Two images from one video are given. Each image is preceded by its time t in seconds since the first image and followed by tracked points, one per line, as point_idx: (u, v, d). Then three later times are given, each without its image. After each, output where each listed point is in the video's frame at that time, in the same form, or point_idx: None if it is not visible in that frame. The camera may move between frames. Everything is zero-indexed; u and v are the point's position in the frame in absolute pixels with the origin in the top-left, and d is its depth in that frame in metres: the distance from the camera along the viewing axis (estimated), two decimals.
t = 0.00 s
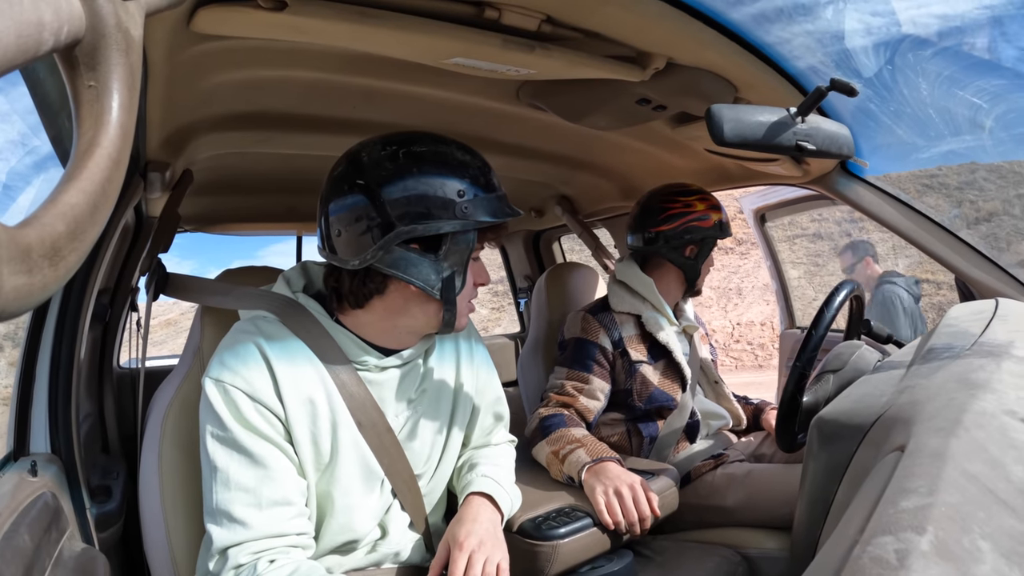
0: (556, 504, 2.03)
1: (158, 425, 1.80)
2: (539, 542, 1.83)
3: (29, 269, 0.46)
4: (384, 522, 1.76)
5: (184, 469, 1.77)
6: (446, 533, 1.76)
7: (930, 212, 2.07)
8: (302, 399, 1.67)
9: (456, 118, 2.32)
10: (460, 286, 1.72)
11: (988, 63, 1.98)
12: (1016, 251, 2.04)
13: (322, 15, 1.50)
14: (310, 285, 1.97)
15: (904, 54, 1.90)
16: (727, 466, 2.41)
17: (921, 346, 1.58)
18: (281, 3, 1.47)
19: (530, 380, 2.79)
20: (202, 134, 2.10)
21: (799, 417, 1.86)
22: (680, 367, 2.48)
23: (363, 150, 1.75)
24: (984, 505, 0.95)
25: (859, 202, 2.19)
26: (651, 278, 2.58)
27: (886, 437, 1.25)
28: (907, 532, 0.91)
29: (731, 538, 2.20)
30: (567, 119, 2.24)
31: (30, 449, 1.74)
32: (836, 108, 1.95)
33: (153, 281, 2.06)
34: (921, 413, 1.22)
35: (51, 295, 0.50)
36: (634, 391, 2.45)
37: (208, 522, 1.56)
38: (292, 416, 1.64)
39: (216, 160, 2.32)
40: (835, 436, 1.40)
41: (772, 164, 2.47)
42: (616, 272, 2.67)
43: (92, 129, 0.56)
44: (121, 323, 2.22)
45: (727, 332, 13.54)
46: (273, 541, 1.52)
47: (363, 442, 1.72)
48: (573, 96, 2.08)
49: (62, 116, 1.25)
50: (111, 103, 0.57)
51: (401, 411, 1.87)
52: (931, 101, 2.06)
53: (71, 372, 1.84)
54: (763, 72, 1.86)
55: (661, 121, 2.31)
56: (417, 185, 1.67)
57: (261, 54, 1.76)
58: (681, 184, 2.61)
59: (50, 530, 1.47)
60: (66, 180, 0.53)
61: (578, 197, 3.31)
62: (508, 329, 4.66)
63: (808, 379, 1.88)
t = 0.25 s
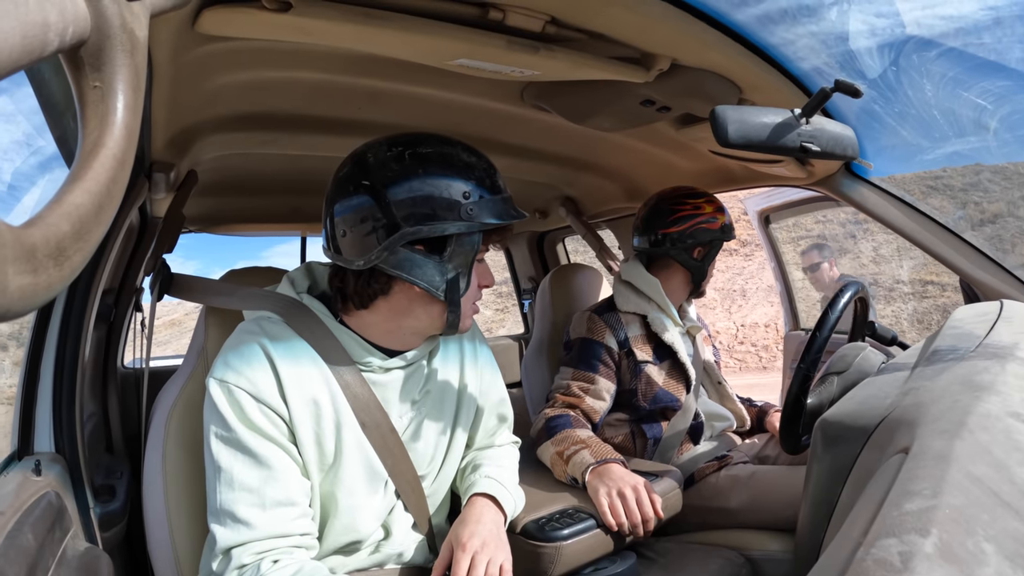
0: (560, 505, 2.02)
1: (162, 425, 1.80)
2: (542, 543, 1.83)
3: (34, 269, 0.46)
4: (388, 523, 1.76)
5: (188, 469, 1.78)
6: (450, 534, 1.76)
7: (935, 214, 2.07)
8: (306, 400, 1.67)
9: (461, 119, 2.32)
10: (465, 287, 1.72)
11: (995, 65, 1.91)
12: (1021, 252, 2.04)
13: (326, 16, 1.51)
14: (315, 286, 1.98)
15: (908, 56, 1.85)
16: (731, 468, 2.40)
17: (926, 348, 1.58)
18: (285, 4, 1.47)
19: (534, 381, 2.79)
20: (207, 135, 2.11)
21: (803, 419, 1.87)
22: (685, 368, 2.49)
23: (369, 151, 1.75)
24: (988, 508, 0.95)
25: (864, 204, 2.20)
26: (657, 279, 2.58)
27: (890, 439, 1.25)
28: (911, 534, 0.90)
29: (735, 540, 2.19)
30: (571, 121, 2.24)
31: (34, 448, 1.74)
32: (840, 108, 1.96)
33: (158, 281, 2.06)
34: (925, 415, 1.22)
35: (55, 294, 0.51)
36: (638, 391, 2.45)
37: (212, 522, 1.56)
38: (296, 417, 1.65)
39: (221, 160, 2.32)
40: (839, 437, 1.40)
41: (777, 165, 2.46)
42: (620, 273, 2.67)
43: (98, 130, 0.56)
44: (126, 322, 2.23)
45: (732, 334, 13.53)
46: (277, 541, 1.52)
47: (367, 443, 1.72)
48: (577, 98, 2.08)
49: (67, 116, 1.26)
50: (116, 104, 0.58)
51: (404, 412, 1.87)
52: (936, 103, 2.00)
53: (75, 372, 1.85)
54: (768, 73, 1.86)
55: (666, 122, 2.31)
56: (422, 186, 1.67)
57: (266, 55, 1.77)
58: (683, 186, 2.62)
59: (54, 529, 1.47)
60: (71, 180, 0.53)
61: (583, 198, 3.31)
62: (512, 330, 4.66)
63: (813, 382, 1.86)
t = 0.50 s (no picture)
0: (563, 506, 2.03)
1: (166, 425, 1.80)
2: (545, 544, 1.83)
3: (40, 269, 0.46)
4: (391, 524, 1.76)
5: (191, 468, 1.78)
6: (454, 533, 1.76)
7: (940, 215, 2.08)
8: (310, 401, 1.67)
9: (465, 120, 2.33)
10: (469, 289, 1.72)
11: (1000, 66, 1.90)
12: None
13: (331, 17, 1.51)
14: (319, 287, 1.98)
15: (913, 57, 1.84)
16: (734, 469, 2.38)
17: (930, 350, 1.57)
18: (290, 5, 1.48)
19: (537, 383, 2.79)
20: (211, 136, 2.11)
21: (807, 420, 1.83)
22: (689, 368, 2.48)
23: (374, 151, 1.75)
24: (992, 510, 0.95)
25: (869, 205, 2.20)
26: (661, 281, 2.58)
27: (894, 440, 1.24)
28: (915, 536, 0.90)
29: (738, 542, 2.19)
30: (575, 122, 2.24)
31: (38, 447, 1.75)
32: (845, 108, 1.96)
33: (162, 281, 2.07)
34: (929, 417, 1.21)
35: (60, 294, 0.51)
36: (643, 391, 2.45)
37: (215, 522, 1.57)
38: (299, 417, 1.65)
39: (225, 161, 2.33)
40: (843, 440, 1.39)
41: (781, 166, 2.46)
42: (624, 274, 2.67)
43: (103, 130, 0.57)
44: (128, 325, 2.24)
45: (736, 336, 13.51)
46: (280, 541, 1.52)
47: (370, 444, 1.72)
48: (581, 99, 2.08)
49: (73, 117, 1.26)
50: (120, 105, 0.58)
51: (408, 413, 1.87)
52: (940, 104, 2.00)
53: (80, 371, 1.85)
54: (772, 74, 1.86)
55: (670, 124, 2.31)
56: (427, 187, 1.67)
57: (271, 55, 1.77)
58: (688, 188, 2.62)
59: (57, 528, 1.47)
60: (77, 181, 0.53)
61: (587, 200, 3.31)
62: (516, 331, 4.66)
63: (817, 383, 1.86)
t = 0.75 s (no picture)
0: (566, 507, 2.03)
1: (169, 424, 1.81)
2: (549, 545, 1.84)
3: (43, 269, 0.47)
4: (394, 524, 1.76)
5: (194, 468, 1.78)
6: (456, 535, 1.76)
7: (944, 216, 2.06)
8: (313, 402, 1.67)
9: (469, 121, 2.33)
10: (473, 290, 1.72)
11: (1003, 66, 1.90)
12: None
13: (335, 17, 1.51)
14: (323, 287, 1.99)
15: (916, 57, 1.84)
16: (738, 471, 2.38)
17: (934, 351, 1.57)
18: (294, 6, 1.48)
19: (541, 384, 2.78)
20: (214, 136, 2.12)
21: (810, 423, 1.83)
22: (692, 370, 2.48)
23: (379, 151, 1.75)
24: (995, 512, 0.94)
25: (872, 206, 2.20)
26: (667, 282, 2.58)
27: (898, 442, 1.24)
28: (919, 538, 0.90)
29: (742, 544, 2.18)
30: (579, 123, 2.24)
31: (42, 446, 1.76)
32: (849, 111, 1.97)
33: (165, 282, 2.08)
34: (933, 419, 1.21)
35: (62, 295, 0.51)
36: (646, 394, 2.45)
37: (218, 522, 1.57)
38: (303, 418, 1.65)
39: (229, 161, 2.33)
40: (847, 442, 1.39)
41: (784, 167, 2.47)
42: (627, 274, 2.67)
43: (107, 130, 0.57)
44: (132, 325, 2.23)
45: (739, 337, 13.50)
46: (283, 541, 1.53)
47: (374, 444, 1.72)
48: (585, 100, 2.08)
49: (77, 117, 1.27)
50: (125, 105, 0.59)
51: (411, 414, 1.87)
52: (944, 105, 1.99)
53: (83, 370, 1.87)
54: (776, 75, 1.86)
55: (674, 124, 2.31)
56: (432, 188, 1.67)
57: (275, 56, 1.78)
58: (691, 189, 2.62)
59: (61, 528, 1.48)
60: (81, 181, 0.53)
61: (590, 201, 3.30)
62: (518, 331, 4.66)
63: (819, 385, 1.85)
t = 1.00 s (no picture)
0: (590, 521, 2.03)
1: (199, 425, 1.85)
2: (571, 558, 1.85)
3: (64, 266, 0.50)
4: (426, 538, 1.70)
5: (222, 470, 1.82)
6: (477, 544, 1.73)
7: (983, 232, 2.02)
8: (358, 413, 1.60)
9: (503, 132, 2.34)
10: (531, 296, 1.68)
11: None
12: None
13: (365, 28, 1.54)
14: (379, 287, 1.94)
15: (951, 68, 1.81)
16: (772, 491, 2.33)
17: (969, 372, 1.52)
18: (326, 16, 1.51)
19: (572, 397, 2.76)
20: (253, 144, 2.17)
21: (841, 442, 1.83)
22: (733, 387, 2.53)
23: (436, 150, 1.73)
24: None
25: (911, 222, 2.14)
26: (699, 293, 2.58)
27: (926, 466, 1.18)
28: (937, 568, 0.83)
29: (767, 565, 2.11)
30: (612, 134, 2.23)
31: (74, 441, 1.87)
32: (885, 124, 1.93)
33: (202, 285, 2.16)
34: (963, 442, 1.14)
35: (86, 291, 0.55)
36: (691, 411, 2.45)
37: (246, 531, 1.52)
38: (346, 430, 1.58)
39: (268, 169, 2.39)
40: (876, 463, 1.34)
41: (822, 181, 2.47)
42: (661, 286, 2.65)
43: (135, 135, 0.60)
44: (168, 323, 2.38)
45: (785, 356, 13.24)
46: (305, 557, 1.48)
47: (416, 459, 1.65)
48: (619, 112, 2.07)
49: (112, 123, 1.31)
50: (153, 112, 0.61)
51: (458, 430, 1.81)
52: (981, 117, 1.94)
53: (116, 368, 1.98)
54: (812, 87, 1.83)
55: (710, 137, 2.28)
56: (490, 188, 1.64)
57: (311, 66, 1.82)
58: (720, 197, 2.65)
59: (87, 520, 1.58)
60: (107, 184, 0.56)
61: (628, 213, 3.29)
62: (554, 343, 4.65)
63: (853, 403, 1.80)
